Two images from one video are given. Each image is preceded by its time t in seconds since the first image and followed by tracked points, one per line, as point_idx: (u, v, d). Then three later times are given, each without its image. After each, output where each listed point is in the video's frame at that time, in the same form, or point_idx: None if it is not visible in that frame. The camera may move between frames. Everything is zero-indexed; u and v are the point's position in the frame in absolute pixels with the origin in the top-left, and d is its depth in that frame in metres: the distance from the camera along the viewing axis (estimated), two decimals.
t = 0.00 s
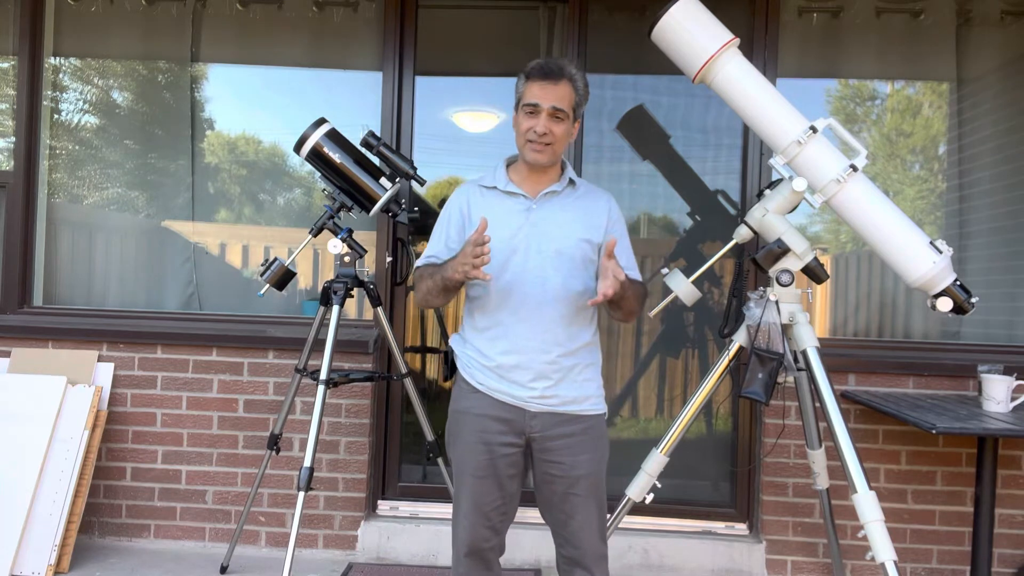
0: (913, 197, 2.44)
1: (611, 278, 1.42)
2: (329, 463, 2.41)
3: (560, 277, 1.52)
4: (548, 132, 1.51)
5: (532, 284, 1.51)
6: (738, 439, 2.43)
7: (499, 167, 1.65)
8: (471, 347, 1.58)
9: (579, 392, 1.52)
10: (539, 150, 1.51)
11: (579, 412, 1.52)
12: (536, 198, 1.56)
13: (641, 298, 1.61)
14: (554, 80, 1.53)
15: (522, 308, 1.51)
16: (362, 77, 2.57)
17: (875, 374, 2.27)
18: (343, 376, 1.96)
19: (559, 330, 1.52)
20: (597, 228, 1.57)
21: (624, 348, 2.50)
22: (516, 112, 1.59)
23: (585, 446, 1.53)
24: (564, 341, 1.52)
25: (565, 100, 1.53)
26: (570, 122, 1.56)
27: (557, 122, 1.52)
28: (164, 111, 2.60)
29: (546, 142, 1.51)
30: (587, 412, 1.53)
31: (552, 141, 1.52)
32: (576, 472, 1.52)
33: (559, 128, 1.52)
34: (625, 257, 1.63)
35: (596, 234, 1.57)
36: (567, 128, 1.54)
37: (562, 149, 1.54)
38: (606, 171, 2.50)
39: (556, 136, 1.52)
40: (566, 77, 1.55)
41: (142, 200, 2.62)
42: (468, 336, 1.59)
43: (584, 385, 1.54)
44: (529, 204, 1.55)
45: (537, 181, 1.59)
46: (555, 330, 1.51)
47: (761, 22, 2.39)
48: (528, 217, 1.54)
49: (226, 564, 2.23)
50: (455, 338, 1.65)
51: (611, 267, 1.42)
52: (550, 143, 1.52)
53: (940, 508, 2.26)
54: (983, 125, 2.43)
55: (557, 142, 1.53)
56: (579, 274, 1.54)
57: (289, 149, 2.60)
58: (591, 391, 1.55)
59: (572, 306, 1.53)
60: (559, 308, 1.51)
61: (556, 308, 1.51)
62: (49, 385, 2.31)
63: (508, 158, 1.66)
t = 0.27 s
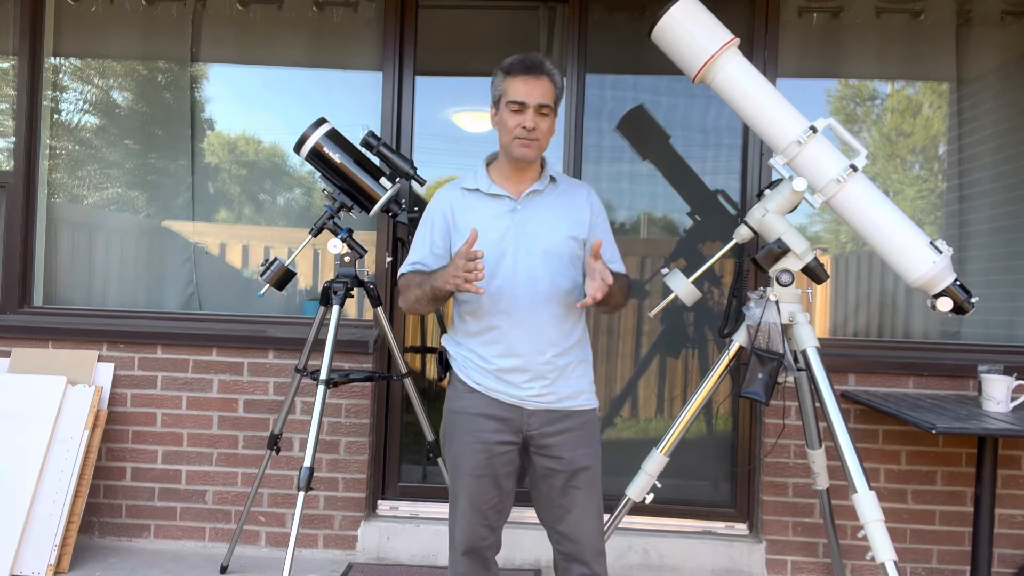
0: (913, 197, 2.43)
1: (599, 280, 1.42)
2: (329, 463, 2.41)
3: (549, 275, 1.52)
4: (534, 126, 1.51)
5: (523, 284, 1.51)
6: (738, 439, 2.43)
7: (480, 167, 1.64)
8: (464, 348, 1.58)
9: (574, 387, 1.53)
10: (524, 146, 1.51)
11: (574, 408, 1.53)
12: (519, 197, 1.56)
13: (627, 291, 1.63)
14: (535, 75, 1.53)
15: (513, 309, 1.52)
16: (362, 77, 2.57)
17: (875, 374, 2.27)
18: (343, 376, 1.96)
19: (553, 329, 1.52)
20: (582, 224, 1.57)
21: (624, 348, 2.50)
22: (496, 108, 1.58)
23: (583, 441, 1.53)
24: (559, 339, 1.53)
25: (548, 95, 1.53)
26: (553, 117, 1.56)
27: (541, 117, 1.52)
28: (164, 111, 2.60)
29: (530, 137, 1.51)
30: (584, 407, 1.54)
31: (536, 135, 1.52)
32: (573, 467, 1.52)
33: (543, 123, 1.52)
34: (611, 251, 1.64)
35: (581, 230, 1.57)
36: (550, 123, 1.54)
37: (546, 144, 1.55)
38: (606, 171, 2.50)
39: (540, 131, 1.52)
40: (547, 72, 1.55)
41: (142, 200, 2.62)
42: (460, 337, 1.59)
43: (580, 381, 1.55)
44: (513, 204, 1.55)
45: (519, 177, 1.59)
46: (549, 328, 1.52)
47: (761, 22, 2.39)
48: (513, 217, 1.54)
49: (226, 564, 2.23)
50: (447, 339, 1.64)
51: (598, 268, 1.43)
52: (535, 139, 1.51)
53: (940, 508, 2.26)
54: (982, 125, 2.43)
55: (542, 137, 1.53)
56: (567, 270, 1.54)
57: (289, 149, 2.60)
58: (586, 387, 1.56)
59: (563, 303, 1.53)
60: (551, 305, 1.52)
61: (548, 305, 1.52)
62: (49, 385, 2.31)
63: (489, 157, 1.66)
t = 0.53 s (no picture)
0: (913, 197, 2.44)
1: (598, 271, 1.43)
2: (329, 463, 2.41)
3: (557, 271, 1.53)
4: (532, 125, 1.51)
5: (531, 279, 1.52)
6: (738, 438, 2.43)
7: (483, 169, 1.65)
8: (473, 347, 1.57)
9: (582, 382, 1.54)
10: (524, 148, 1.51)
11: (581, 403, 1.53)
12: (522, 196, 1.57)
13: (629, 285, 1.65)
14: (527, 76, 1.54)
15: (521, 307, 1.52)
16: (362, 77, 2.57)
17: (875, 374, 2.27)
18: (343, 376, 1.96)
19: (561, 325, 1.53)
20: (587, 220, 1.58)
21: (624, 348, 2.50)
22: (495, 112, 1.58)
23: (590, 434, 1.54)
24: (567, 335, 1.53)
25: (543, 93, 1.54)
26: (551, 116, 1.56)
27: (539, 116, 1.53)
28: (164, 111, 2.60)
29: (530, 135, 1.51)
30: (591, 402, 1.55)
31: (535, 134, 1.52)
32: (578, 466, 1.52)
33: (541, 122, 1.53)
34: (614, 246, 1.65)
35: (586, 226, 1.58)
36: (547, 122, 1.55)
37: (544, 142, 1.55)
38: (606, 171, 2.50)
39: (538, 130, 1.52)
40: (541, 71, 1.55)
41: (142, 200, 2.62)
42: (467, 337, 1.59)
43: (587, 376, 1.55)
44: (518, 204, 1.55)
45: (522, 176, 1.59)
46: (556, 324, 1.52)
47: (761, 22, 2.39)
48: (518, 216, 1.54)
49: (226, 564, 2.23)
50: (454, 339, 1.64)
51: (599, 260, 1.44)
52: (535, 140, 1.52)
53: (940, 508, 2.26)
54: (982, 125, 2.43)
55: (541, 135, 1.53)
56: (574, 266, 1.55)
57: (289, 149, 2.60)
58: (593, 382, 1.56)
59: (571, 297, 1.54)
60: (559, 300, 1.53)
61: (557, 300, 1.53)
62: (49, 385, 2.31)
63: (491, 159, 1.66)
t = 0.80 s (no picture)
0: (913, 197, 2.43)
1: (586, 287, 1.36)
2: (329, 463, 2.41)
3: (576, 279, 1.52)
4: (545, 133, 1.52)
5: (546, 285, 1.52)
6: (738, 438, 2.43)
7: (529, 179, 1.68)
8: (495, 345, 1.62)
9: (593, 391, 1.52)
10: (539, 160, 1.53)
11: (589, 411, 1.52)
12: (553, 202, 1.58)
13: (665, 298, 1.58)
14: (543, 88, 1.56)
15: (535, 310, 1.53)
16: (362, 77, 2.57)
17: (875, 374, 2.27)
18: (343, 376, 1.95)
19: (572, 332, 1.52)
20: (617, 229, 1.55)
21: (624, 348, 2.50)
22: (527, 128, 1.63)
23: (597, 441, 1.54)
24: (578, 343, 1.52)
25: (558, 103, 1.53)
26: (570, 126, 1.55)
27: (554, 125, 1.52)
28: (164, 111, 2.60)
29: (543, 145, 1.53)
30: (601, 411, 1.53)
31: (549, 143, 1.52)
32: (582, 465, 1.53)
33: (554, 130, 1.52)
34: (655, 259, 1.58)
35: (615, 235, 1.55)
36: (565, 129, 1.53)
37: (561, 150, 1.54)
38: (606, 171, 2.50)
39: (551, 139, 1.52)
40: (560, 82, 1.56)
41: (142, 200, 2.62)
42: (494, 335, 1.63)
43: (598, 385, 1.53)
44: (549, 210, 1.56)
45: (554, 185, 1.60)
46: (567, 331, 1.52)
47: (761, 22, 2.39)
48: (545, 222, 1.55)
49: (226, 564, 2.23)
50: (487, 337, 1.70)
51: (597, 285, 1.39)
52: (547, 151, 1.53)
53: (940, 508, 2.26)
54: (983, 125, 2.43)
55: (556, 144, 1.53)
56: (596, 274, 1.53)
57: (289, 149, 2.60)
58: (605, 392, 1.53)
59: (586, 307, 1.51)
60: (573, 309, 1.52)
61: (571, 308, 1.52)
62: (49, 385, 2.31)
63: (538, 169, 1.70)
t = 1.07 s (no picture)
0: (913, 197, 2.43)
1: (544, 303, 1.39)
2: (329, 463, 2.41)
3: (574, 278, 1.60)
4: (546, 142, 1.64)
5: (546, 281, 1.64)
6: (738, 438, 2.43)
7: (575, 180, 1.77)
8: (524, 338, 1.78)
9: (583, 388, 1.57)
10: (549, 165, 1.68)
11: (580, 405, 1.57)
12: (573, 201, 1.68)
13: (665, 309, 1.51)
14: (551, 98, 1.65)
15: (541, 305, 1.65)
16: (362, 77, 2.57)
17: (875, 374, 2.27)
18: (343, 376, 1.95)
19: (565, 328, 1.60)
20: (617, 233, 1.56)
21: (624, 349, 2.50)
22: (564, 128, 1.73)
23: (586, 436, 1.57)
24: (570, 339, 1.58)
25: (558, 112, 1.62)
26: (570, 133, 1.61)
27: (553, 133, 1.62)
28: (164, 111, 2.60)
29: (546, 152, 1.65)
30: (591, 408, 1.57)
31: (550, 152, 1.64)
32: (575, 454, 1.58)
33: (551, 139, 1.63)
34: (660, 268, 1.52)
35: (614, 240, 1.56)
36: (561, 137, 1.61)
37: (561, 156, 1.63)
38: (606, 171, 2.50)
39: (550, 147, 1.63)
40: (563, 91, 1.63)
41: (142, 200, 2.62)
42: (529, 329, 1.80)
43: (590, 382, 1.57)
44: (566, 210, 1.67)
45: (576, 185, 1.68)
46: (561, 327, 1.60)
47: (761, 22, 2.39)
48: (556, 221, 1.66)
49: (226, 564, 2.23)
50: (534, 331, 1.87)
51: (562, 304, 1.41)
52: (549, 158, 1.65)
53: (940, 508, 2.26)
54: (982, 125, 2.43)
55: (554, 151, 1.63)
56: (593, 276, 1.58)
57: (289, 149, 2.60)
58: (597, 389, 1.57)
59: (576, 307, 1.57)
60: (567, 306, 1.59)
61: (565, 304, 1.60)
62: (49, 385, 2.31)
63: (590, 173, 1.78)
